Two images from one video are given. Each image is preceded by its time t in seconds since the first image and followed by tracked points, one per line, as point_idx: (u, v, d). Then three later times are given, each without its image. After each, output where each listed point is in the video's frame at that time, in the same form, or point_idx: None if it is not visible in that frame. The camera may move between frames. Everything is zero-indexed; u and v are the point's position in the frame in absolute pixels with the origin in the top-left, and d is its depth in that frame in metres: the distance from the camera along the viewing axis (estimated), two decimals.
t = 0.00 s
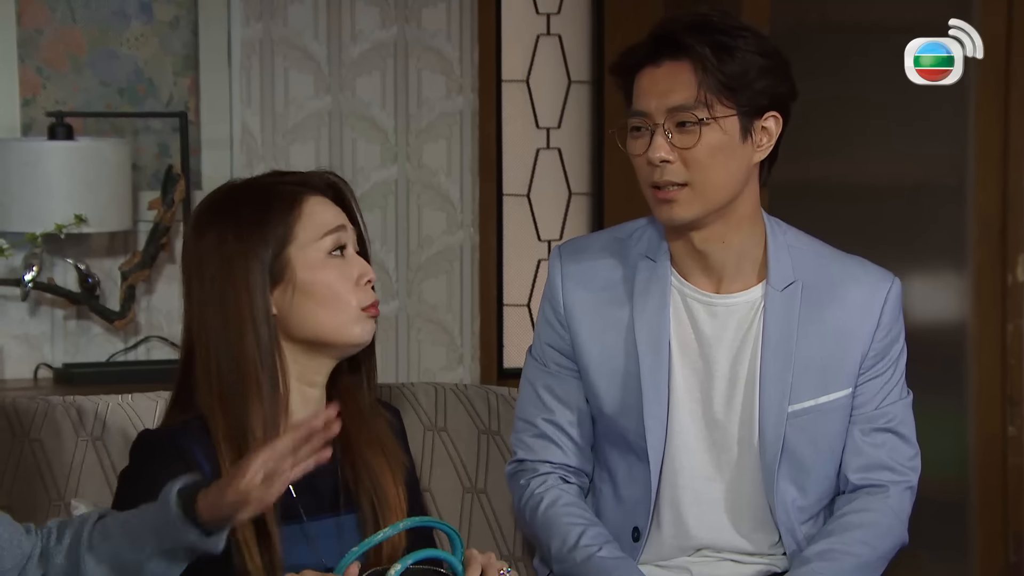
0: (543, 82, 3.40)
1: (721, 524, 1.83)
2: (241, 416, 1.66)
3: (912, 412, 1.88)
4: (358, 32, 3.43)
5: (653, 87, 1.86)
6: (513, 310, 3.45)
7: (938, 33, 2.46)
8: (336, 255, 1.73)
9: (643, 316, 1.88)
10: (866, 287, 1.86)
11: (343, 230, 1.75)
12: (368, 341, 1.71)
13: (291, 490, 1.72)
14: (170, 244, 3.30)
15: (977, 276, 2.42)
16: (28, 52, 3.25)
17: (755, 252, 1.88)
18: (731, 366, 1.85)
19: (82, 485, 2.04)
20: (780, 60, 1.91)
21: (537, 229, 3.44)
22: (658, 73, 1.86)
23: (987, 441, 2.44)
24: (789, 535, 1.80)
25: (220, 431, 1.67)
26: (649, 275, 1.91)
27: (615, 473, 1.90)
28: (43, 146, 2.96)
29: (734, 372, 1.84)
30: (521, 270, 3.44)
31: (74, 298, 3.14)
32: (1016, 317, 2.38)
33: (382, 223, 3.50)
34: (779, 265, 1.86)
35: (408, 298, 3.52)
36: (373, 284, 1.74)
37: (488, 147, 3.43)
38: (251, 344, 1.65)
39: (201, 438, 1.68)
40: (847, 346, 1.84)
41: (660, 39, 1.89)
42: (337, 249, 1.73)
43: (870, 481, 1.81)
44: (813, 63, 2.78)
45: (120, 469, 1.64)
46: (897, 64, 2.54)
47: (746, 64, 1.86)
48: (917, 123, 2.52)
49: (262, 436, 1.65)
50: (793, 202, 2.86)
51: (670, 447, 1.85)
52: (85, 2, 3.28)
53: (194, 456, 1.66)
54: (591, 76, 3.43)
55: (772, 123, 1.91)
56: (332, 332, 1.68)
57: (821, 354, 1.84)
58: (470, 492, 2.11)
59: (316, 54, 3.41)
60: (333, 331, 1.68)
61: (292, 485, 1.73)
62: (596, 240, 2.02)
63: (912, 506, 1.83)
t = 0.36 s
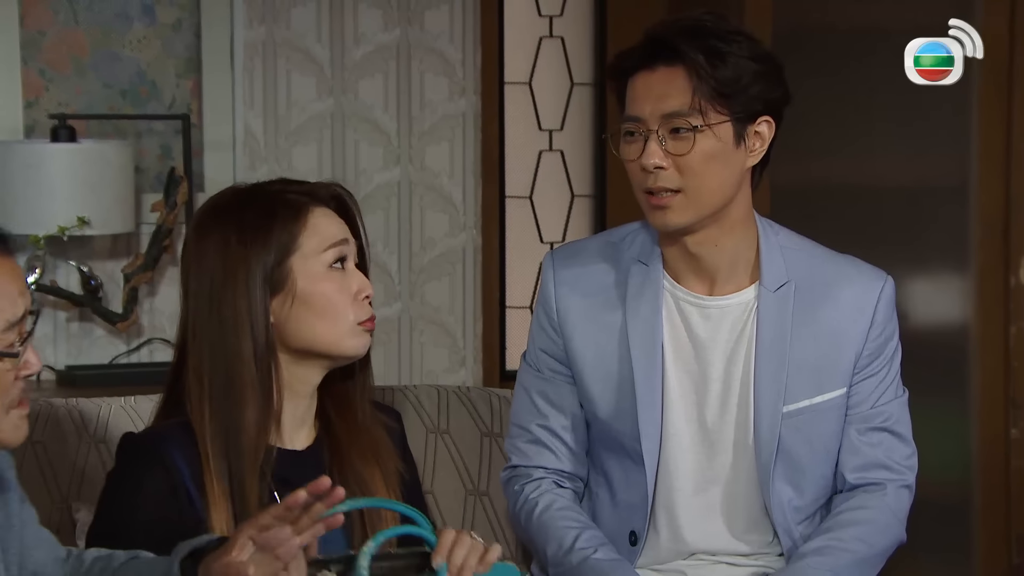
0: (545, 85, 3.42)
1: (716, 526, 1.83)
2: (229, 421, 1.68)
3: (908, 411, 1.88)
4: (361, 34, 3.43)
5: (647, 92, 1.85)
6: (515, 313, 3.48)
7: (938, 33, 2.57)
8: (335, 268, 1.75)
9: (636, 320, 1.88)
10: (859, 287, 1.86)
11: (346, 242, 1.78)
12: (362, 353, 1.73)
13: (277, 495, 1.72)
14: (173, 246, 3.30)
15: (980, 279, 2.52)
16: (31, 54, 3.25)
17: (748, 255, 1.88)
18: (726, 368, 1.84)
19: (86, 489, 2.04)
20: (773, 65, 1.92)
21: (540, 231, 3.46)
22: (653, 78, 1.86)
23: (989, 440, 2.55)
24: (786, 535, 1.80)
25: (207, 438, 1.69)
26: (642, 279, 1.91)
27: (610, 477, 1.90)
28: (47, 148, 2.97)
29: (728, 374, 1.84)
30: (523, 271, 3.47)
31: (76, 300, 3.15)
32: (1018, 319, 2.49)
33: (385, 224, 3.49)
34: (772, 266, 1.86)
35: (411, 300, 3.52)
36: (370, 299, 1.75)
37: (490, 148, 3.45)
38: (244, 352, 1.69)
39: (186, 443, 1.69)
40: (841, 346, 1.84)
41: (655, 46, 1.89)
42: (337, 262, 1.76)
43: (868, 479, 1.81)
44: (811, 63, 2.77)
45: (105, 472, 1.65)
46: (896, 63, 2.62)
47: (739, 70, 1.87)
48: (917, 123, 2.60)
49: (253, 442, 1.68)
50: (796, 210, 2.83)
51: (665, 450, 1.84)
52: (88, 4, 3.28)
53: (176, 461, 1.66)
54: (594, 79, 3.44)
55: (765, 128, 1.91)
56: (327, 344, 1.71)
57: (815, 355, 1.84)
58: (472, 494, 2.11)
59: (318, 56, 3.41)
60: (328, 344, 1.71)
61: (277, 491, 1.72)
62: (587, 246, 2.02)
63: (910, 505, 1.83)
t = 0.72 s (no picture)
0: (549, 86, 3.45)
1: (722, 528, 1.83)
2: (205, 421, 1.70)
3: (920, 420, 1.88)
4: (363, 36, 3.43)
5: (667, 93, 1.84)
6: (517, 313, 3.50)
7: (938, 32, 2.59)
8: (325, 278, 1.75)
9: (650, 320, 1.87)
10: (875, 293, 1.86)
11: (341, 253, 1.78)
12: (345, 368, 1.72)
13: (272, 504, 1.75)
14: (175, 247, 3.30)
15: (984, 282, 2.56)
16: (34, 55, 3.25)
17: (766, 256, 1.88)
18: (739, 371, 1.85)
19: (88, 489, 2.02)
20: (794, 66, 1.89)
21: (543, 232, 3.49)
22: (673, 80, 1.85)
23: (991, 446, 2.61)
24: (793, 540, 1.80)
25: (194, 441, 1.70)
26: (657, 279, 1.91)
27: (618, 477, 1.90)
28: (49, 149, 2.97)
29: (741, 377, 1.84)
30: (527, 272, 3.49)
31: (80, 301, 3.18)
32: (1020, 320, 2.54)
33: (387, 225, 3.49)
34: (788, 271, 1.86)
35: (413, 301, 3.52)
36: (358, 313, 1.75)
37: (493, 150, 3.46)
38: (224, 355, 1.70)
39: (174, 456, 1.71)
40: (857, 352, 1.84)
41: (674, 47, 1.87)
42: (328, 273, 1.75)
43: (878, 487, 1.82)
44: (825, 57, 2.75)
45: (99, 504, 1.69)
46: (894, 62, 2.64)
47: (761, 71, 1.85)
48: (916, 123, 2.62)
49: (226, 442, 1.69)
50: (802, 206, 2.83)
51: (675, 451, 1.85)
52: (90, 6, 3.28)
53: (167, 477, 1.68)
54: (596, 80, 3.48)
55: (785, 130, 1.89)
56: (311, 354, 1.70)
57: (829, 359, 1.84)
58: (475, 496, 2.11)
59: (322, 57, 3.41)
60: (313, 355, 1.70)
61: (273, 500, 1.76)
62: (603, 244, 2.01)
63: (919, 514, 1.83)
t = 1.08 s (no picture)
0: (548, 87, 3.45)
1: (731, 534, 1.83)
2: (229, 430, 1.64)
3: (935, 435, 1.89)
4: (364, 37, 3.43)
5: (708, 111, 1.77)
6: (518, 314, 3.50)
7: (938, 32, 2.63)
8: (343, 286, 1.69)
9: (676, 321, 1.86)
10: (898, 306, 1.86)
11: (360, 260, 1.72)
12: (364, 376, 1.68)
13: (284, 508, 1.69)
14: (175, 248, 3.30)
15: (984, 284, 2.59)
16: (34, 56, 3.25)
17: (795, 265, 1.87)
18: (761, 379, 1.84)
19: (88, 489, 2.06)
20: (836, 83, 1.84)
21: (543, 233, 3.48)
22: (713, 98, 1.78)
23: (992, 447, 2.62)
24: (804, 549, 1.79)
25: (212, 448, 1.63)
26: (685, 282, 1.89)
27: (631, 476, 1.90)
28: (50, 150, 2.97)
29: (763, 384, 1.83)
30: (528, 273, 3.49)
31: (81, 303, 3.15)
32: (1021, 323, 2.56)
33: (388, 226, 3.49)
34: (815, 281, 1.85)
35: (414, 303, 3.52)
36: (377, 320, 1.69)
37: (494, 151, 3.46)
38: (243, 364, 1.64)
39: (189, 452, 1.65)
40: (879, 364, 1.83)
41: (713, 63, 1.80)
42: (346, 281, 1.69)
43: (892, 501, 1.81)
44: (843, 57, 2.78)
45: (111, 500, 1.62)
46: (897, 64, 2.69)
47: (801, 91, 1.79)
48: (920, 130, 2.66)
49: (248, 454, 1.63)
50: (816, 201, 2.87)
51: (692, 454, 1.84)
52: (91, 7, 3.28)
53: (183, 473, 1.62)
54: (597, 81, 3.48)
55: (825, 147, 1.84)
56: (330, 363, 1.65)
57: (851, 370, 1.83)
58: (476, 496, 2.11)
59: (322, 58, 3.41)
60: (331, 363, 1.66)
61: (285, 503, 1.70)
62: (627, 241, 2.00)
63: (930, 529, 1.84)
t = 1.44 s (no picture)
0: (548, 88, 3.45)
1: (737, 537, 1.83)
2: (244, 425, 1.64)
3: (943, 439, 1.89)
4: (363, 38, 3.43)
5: (715, 119, 1.76)
6: (518, 314, 3.50)
7: (938, 33, 2.63)
8: (364, 288, 1.67)
9: (686, 321, 1.86)
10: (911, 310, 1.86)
11: (383, 263, 1.69)
12: (383, 377, 1.66)
13: (303, 505, 1.69)
14: (175, 249, 3.30)
15: (983, 284, 2.60)
16: (34, 57, 3.25)
17: (806, 269, 1.87)
18: (771, 380, 1.84)
19: (87, 489, 2.06)
20: (846, 90, 1.81)
21: (542, 234, 3.49)
22: (720, 107, 1.76)
23: (991, 447, 2.63)
24: (811, 551, 1.79)
25: (236, 441, 1.64)
26: (696, 281, 1.89)
27: (637, 475, 1.90)
28: (50, 151, 2.97)
29: (773, 384, 1.83)
30: (528, 274, 3.49)
31: (80, 303, 3.14)
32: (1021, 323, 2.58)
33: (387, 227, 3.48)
34: (827, 283, 1.84)
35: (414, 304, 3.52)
36: (399, 322, 1.67)
37: (493, 152, 3.45)
38: (263, 363, 1.63)
39: (212, 440, 1.65)
40: (891, 367, 1.83)
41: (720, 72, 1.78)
42: (367, 282, 1.67)
43: (900, 504, 1.81)
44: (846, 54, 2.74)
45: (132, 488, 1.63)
46: (897, 64, 2.68)
47: (808, 100, 1.77)
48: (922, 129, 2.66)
49: (265, 454, 1.63)
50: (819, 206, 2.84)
51: (700, 454, 1.84)
52: (91, 8, 3.27)
53: (205, 464, 1.63)
54: (597, 81, 3.49)
55: (835, 153, 1.83)
56: (348, 363, 1.64)
57: (862, 373, 1.83)
58: (476, 497, 2.11)
59: (322, 58, 3.41)
60: (350, 363, 1.64)
61: (304, 500, 1.69)
62: (638, 241, 2.00)
63: (937, 533, 1.83)
